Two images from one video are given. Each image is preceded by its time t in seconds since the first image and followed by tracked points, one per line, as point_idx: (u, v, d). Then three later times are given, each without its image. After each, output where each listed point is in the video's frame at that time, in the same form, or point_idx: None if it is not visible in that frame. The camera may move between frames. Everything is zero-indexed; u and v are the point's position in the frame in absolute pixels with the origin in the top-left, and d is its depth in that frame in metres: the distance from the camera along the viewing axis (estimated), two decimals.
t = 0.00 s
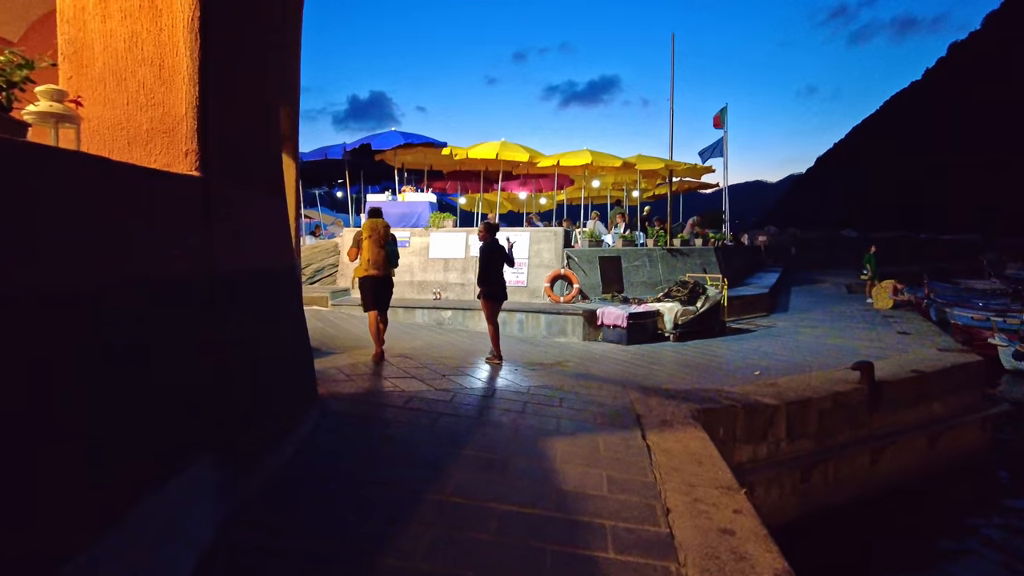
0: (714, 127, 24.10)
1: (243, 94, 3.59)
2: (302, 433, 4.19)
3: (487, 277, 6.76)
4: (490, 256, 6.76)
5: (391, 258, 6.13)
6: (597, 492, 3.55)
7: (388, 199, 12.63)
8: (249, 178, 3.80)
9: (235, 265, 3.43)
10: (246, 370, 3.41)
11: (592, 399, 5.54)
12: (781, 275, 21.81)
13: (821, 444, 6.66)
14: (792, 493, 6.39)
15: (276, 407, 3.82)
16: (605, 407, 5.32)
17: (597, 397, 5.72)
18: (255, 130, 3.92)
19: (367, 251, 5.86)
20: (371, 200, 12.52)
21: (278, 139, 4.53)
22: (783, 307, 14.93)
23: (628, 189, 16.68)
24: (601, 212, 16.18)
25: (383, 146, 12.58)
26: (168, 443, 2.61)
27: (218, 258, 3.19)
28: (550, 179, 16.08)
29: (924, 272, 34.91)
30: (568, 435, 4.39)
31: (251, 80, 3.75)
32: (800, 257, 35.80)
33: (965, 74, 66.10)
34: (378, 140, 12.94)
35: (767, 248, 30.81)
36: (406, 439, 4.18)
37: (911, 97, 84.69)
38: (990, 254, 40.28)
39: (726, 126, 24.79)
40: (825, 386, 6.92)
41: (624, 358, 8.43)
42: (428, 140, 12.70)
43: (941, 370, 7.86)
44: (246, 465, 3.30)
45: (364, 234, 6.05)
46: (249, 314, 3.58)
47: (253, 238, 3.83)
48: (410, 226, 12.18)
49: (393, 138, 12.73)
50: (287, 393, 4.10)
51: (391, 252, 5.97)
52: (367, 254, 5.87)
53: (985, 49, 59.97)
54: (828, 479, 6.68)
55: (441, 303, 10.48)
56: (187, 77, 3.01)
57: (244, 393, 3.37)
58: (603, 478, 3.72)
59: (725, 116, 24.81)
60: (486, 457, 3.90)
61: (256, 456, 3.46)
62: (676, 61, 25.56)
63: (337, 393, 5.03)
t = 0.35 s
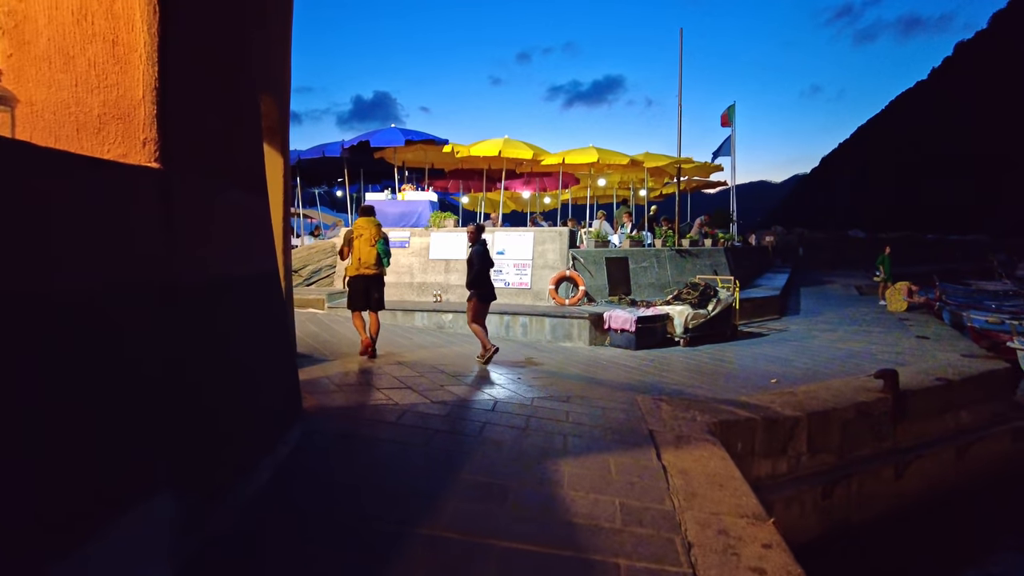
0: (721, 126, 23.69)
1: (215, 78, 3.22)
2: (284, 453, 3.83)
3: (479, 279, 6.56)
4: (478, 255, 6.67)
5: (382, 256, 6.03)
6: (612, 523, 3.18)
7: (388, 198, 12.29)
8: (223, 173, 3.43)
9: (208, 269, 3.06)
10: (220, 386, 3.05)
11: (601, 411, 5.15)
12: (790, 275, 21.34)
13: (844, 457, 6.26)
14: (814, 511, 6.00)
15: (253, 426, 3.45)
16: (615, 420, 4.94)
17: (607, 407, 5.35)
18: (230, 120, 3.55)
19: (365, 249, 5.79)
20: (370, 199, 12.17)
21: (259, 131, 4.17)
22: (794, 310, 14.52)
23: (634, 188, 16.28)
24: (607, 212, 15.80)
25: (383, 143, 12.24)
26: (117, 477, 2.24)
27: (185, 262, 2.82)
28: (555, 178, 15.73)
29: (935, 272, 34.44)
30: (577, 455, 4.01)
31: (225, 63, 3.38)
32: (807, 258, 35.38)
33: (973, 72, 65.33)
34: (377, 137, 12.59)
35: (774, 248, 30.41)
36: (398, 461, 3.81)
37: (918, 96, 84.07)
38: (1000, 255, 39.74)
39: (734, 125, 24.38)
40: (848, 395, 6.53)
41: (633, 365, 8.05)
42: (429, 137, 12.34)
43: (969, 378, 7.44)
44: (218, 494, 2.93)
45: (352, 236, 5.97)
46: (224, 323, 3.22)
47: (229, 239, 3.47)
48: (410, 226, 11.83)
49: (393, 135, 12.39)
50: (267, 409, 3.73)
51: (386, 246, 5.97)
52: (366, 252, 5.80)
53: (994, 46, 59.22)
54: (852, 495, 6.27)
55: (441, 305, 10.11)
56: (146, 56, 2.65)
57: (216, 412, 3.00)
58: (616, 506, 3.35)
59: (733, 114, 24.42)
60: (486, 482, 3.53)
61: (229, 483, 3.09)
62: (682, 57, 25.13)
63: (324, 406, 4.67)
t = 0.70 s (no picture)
0: (727, 124, 23.31)
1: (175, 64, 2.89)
2: (257, 475, 3.50)
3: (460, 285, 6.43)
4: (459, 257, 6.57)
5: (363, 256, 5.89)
6: (615, 559, 2.84)
7: (384, 197, 11.95)
8: (186, 168, 3.10)
9: (164, 276, 2.73)
10: (176, 408, 2.72)
11: (603, 424, 4.81)
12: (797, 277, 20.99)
13: (861, 471, 5.93)
14: (830, 530, 5.65)
15: (219, 448, 3.13)
16: (618, 435, 4.60)
17: (610, 420, 5.02)
18: (196, 110, 3.22)
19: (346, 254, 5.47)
20: (365, 198, 11.80)
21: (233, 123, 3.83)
22: (802, 313, 14.16)
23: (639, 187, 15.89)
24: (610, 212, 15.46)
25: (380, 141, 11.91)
26: (37, 522, 1.91)
27: (131, 268, 2.48)
28: (557, 177, 15.41)
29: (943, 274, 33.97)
30: (577, 477, 3.68)
31: (190, 47, 3.05)
32: (813, 258, 34.93)
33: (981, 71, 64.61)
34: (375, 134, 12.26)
35: (780, 249, 29.97)
36: (381, 485, 3.47)
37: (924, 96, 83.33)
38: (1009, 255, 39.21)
39: (740, 124, 23.99)
40: (866, 406, 6.18)
41: (637, 371, 7.71)
42: (428, 135, 11.98)
43: (992, 387, 7.07)
44: (172, 529, 2.61)
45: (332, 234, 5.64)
46: (185, 336, 2.89)
47: (193, 241, 3.14)
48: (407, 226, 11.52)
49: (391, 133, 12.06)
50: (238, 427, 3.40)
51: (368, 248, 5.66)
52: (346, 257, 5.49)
53: (1003, 44, 58.51)
54: (870, 512, 5.92)
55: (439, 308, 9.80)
56: (85, 34, 2.33)
57: (172, 437, 2.67)
58: (619, 539, 3.01)
59: (738, 113, 24.03)
60: (476, 511, 3.20)
61: (186, 514, 2.76)
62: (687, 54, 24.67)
63: (305, 421, 4.34)
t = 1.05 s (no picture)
0: (730, 123, 22.96)
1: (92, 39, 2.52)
2: (208, 501, 3.17)
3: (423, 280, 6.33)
4: (423, 254, 6.48)
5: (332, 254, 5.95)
6: None
7: (375, 195, 11.53)
8: (114, 160, 2.75)
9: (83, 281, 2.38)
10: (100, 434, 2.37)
11: (597, 438, 4.45)
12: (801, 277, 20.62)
13: (874, 485, 5.57)
14: (841, 549, 5.28)
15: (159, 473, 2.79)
16: (613, 450, 4.24)
17: (606, 432, 4.66)
18: (124, 93, 2.87)
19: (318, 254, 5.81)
20: (356, 197, 11.45)
21: (181, 112, 3.49)
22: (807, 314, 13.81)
23: (639, 185, 15.53)
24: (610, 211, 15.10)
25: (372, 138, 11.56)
26: None
27: (29, 275, 2.14)
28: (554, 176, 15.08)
29: (949, 273, 33.54)
30: (566, 502, 3.32)
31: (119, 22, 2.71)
32: (817, 258, 34.51)
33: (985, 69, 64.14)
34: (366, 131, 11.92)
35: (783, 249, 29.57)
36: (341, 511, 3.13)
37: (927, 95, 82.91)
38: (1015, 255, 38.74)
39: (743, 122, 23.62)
40: (878, 415, 5.81)
41: (637, 377, 7.35)
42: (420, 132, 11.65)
43: (1011, 393, 6.69)
44: None
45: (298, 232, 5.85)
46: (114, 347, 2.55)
47: (123, 242, 2.79)
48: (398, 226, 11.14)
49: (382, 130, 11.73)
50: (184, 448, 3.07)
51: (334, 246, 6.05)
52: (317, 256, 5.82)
53: (1008, 41, 57.87)
54: (884, 529, 5.55)
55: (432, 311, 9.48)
56: None
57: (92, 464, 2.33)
58: None
59: (741, 111, 23.68)
60: (448, 543, 2.85)
61: (106, 555, 2.41)
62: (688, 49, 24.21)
63: (270, 438, 4.01)
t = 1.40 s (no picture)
0: (729, 122, 22.66)
1: None
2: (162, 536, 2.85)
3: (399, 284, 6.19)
4: (393, 259, 6.20)
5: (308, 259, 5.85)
6: None
7: (365, 195, 11.27)
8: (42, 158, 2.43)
9: None
10: (26, 475, 2.06)
11: (591, 458, 4.13)
12: (802, 278, 20.33)
13: (886, 503, 5.27)
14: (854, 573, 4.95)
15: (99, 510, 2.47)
16: (608, 471, 3.93)
17: (602, 449, 4.35)
18: (57, 82, 2.54)
19: (296, 255, 5.64)
20: (346, 197, 11.13)
21: (129, 105, 3.16)
22: (810, 317, 13.50)
23: (637, 184, 15.20)
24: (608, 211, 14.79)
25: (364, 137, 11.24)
26: None
27: None
28: (551, 175, 14.79)
29: (951, 273, 33.21)
30: (557, 535, 3.01)
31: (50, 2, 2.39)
32: (817, 258, 34.18)
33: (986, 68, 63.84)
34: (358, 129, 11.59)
35: (783, 250, 29.25)
36: (309, 547, 2.82)
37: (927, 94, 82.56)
38: (1017, 254, 38.41)
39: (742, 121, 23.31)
40: (891, 427, 5.50)
41: (635, 385, 7.04)
42: (413, 130, 11.35)
43: None
44: None
45: (273, 237, 5.71)
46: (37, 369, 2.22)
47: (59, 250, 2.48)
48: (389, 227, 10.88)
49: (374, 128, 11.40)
50: (133, 481, 2.75)
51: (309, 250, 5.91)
52: (294, 258, 5.64)
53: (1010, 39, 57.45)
54: (897, 550, 5.24)
55: (423, 315, 9.18)
56: None
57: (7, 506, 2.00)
58: None
59: (741, 110, 23.37)
60: None
61: None
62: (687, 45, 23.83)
63: (238, 460, 3.70)
